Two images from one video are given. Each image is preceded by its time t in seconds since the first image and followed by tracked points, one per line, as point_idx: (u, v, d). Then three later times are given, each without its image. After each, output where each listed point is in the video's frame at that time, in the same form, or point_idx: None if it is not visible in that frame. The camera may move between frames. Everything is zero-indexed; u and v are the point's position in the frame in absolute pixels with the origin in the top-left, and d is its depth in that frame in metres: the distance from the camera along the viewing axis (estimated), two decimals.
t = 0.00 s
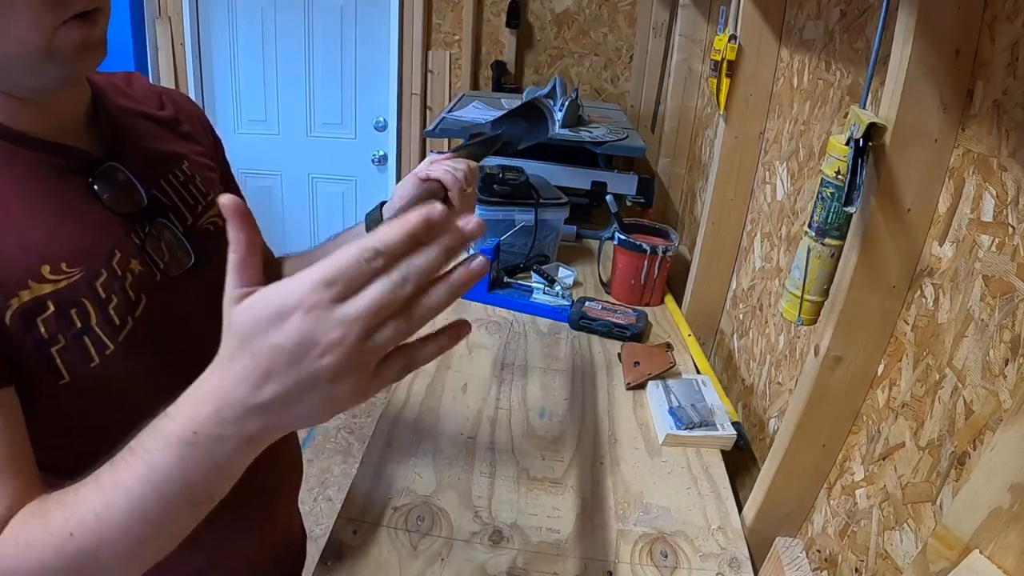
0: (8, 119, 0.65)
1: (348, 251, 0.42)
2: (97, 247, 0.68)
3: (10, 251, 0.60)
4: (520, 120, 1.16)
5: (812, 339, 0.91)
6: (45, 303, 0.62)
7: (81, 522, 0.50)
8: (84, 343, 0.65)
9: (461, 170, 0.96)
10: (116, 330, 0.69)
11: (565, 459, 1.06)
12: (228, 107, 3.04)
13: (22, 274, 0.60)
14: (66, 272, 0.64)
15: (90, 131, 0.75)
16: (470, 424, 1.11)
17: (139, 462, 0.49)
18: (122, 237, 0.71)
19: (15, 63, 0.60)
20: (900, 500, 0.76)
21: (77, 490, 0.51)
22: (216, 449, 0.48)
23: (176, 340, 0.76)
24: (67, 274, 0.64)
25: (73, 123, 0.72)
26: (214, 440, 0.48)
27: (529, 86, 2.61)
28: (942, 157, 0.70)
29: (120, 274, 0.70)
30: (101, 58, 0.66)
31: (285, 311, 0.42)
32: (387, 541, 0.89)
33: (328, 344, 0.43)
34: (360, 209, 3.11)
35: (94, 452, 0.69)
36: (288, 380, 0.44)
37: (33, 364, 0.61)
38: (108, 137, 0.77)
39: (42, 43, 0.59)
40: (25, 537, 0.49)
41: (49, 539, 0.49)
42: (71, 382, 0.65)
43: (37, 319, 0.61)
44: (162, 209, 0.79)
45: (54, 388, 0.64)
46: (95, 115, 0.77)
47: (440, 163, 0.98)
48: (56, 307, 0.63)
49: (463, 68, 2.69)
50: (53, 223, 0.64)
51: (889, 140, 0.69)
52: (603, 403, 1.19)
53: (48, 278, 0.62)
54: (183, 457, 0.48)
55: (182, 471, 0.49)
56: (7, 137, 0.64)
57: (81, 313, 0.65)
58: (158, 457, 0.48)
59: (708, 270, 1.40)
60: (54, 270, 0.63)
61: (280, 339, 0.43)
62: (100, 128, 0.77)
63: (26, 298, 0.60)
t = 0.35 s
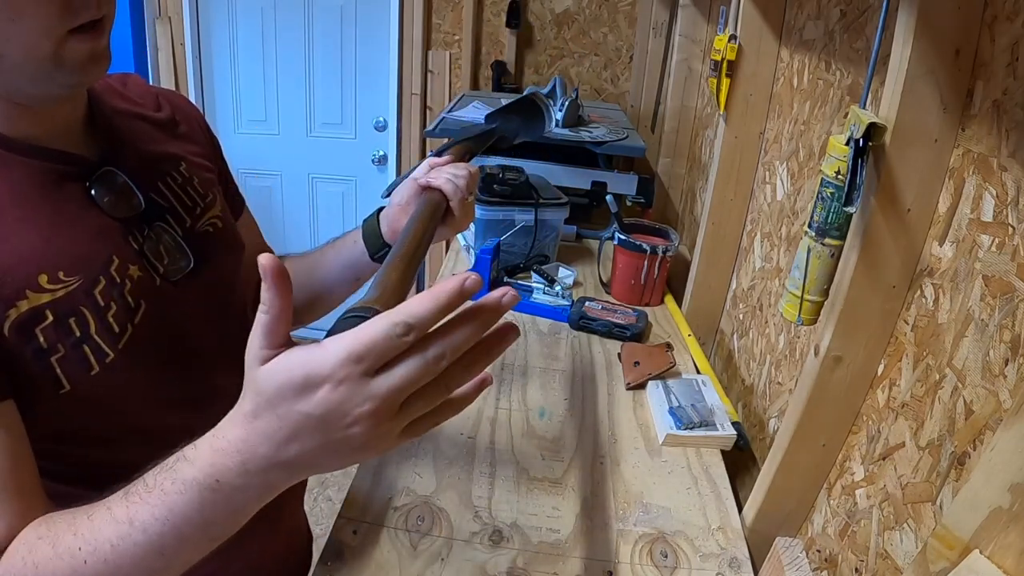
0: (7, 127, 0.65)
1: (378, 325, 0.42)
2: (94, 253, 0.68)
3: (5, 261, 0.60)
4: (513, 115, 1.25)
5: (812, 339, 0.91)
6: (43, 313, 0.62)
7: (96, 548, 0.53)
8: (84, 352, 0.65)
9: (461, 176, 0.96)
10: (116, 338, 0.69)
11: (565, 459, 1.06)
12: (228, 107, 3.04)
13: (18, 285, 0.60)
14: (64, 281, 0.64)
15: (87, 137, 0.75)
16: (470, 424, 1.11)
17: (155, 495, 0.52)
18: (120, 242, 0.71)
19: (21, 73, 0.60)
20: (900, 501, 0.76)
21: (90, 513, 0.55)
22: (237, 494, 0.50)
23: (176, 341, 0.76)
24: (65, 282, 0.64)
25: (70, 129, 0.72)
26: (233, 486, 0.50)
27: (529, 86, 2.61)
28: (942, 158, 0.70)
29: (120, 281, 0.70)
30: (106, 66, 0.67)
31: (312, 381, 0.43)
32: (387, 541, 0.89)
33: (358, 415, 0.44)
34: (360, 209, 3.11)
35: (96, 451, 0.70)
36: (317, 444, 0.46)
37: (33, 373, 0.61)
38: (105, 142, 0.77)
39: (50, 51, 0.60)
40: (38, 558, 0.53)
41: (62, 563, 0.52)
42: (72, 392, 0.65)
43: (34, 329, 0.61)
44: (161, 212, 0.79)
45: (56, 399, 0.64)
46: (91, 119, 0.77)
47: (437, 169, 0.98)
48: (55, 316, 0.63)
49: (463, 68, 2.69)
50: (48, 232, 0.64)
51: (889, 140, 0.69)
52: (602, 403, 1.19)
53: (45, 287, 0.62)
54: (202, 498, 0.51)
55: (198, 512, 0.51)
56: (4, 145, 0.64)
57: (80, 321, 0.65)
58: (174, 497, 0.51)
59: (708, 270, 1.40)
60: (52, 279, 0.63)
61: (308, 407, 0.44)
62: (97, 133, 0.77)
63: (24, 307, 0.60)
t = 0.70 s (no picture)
0: (9, 124, 0.65)
1: (401, 394, 0.40)
2: (97, 253, 0.68)
3: (9, 260, 0.60)
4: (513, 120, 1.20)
5: (812, 339, 0.91)
6: (45, 312, 0.62)
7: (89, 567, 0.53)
8: (87, 352, 0.65)
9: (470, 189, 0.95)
10: (119, 338, 0.69)
11: (565, 459, 1.06)
12: (228, 107, 3.04)
13: (21, 283, 0.60)
14: (67, 280, 0.64)
15: (90, 136, 0.75)
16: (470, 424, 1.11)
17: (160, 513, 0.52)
18: (123, 242, 0.71)
19: (29, 74, 0.60)
20: (900, 501, 0.76)
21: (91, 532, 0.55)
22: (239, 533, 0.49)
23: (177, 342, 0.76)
24: (68, 282, 0.64)
25: (72, 128, 0.73)
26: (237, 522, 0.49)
27: (529, 86, 2.61)
28: (942, 158, 0.70)
29: (122, 280, 0.70)
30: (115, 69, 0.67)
31: (329, 441, 0.42)
32: (387, 541, 0.89)
33: (373, 474, 0.43)
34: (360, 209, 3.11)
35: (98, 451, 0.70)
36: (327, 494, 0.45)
37: (35, 373, 0.61)
38: (108, 141, 0.77)
39: (65, 50, 0.60)
40: (32, 571, 0.53)
41: None
42: (72, 393, 0.64)
43: (37, 328, 0.61)
44: (163, 212, 0.79)
45: (56, 400, 0.63)
46: (93, 118, 0.77)
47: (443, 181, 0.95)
48: (57, 316, 0.63)
49: (463, 68, 2.69)
50: (53, 231, 0.64)
51: (889, 140, 0.69)
52: (603, 403, 1.19)
53: (48, 286, 0.62)
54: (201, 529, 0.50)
55: (200, 547, 0.51)
56: (6, 143, 0.64)
57: (82, 321, 0.65)
58: (176, 522, 0.51)
59: (708, 270, 1.40)
60: (54, 278, 0.63)
61: (324, 464, 0.43)
62: (99, 133, 0.77)
63: (26, 307, 0.60)
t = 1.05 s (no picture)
0: (8, 121, 0.65)
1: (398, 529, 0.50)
2: (97, 252, 0.68)
3: (9, 262, 0.61)
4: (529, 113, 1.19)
5: (812, 339, 0.91)
6: (46, 314, 0.63)
7: None
8: (88, 351, 0.66)
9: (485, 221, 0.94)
10: (121, 337, 0.69)
11: (565, 459, 1.06)
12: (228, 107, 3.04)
13: (20, 287, 0.61)
14: (67, 281, 0.65)
15: (91, 134, 0.75)
16: (470, 424, 1.11)
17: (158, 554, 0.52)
18: (125, 241, 0.71)
19: (28, 77, 0.61)
20: (900, 500, 0.76)
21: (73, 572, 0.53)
22: None
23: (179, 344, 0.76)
24: (69, 282, 0.65)
25: (75, 127, 0.72)
26: None
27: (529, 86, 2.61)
28: (942, 158, 0.70)
29: (124, 280, 0.70)
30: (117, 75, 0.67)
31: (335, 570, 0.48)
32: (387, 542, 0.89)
33: None
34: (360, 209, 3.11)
35: (96, 455, 0.70)
36: None
37: (34, 376, 0.62)
38: (110, 140, 0.77)
39: (68, 50, 0.61)
40: None
41: None
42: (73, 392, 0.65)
43: (37, 330, 0.62)
44: (167, 209, 0.79)
45: (58, 401, 0.64)
46: (95, 117, 0.77)
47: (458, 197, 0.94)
48: (57, 316, 0.64)
49: (463, 68, 2.69)
50: (53, 231, 0.64)
51: (889, 139, 0.69)
52: (603, 403, 1.19)
53: (48, 287, 0.63)
54: None
55: None
56: (6, 141, 0.64)
57: (83, 320, 0.66)
58: None
59: (708, 270, 1.40)
60: (54, 278, 0.64)
61: None
62: (101, 132, 0.76)
63: (25, 309, 0.61)
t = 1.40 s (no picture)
0: (6, 127, 0.64)
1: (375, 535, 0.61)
2: (92, 258, 0.68)
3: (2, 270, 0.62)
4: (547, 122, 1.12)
5: (812, 339, 0.91)
6: (41, 322, 0.64)
7: None
8: (83, 358, 0.67)
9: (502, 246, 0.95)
10: (116, 343, 0.70)
11: (565, 459, 1.06)
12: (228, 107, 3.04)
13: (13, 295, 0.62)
14: (62, 288, 0.65)
15: (91, 136, 0.74)
16: (470, 424, 1.11)
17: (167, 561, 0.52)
18: (119, 246, 0.70)
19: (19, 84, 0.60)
20: (900, 501, 0.77)
21: None
22: None
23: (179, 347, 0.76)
24: (63, 289, 0.65)
25: (74, 129, 0.71)
26: None
27: (529, 86, 2.61)
28: (943, 158, 0.70)
29: (119, 286, 0.70)
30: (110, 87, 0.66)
31: None
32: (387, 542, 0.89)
33: None
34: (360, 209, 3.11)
35: (98, 455, 0.72)
36: None
37: (30, 379, 0.64)
38: (109, 141, 0.76)
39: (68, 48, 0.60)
40: None
41: None
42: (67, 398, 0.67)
43: (32, 338, 0.64)
44: (163, 213, 0.78)
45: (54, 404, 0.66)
46: (96, 118, 0.76)
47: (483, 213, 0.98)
48: (51, 323, 0.65)
49: (463, 68, 2.69)
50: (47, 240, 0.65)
51: (889, 139, 0.69)
52: (603, 403, 1.19)
53: (42, 295, 0.64)
54: None
55: None
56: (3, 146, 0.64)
57: (78, 327, 0.67)
58: None
59: (708, 271, 1.40)
60: (50, 285, 0.64)
61: None
62: (101, 132, 0.76)
63: (20, 318, 0.63)
